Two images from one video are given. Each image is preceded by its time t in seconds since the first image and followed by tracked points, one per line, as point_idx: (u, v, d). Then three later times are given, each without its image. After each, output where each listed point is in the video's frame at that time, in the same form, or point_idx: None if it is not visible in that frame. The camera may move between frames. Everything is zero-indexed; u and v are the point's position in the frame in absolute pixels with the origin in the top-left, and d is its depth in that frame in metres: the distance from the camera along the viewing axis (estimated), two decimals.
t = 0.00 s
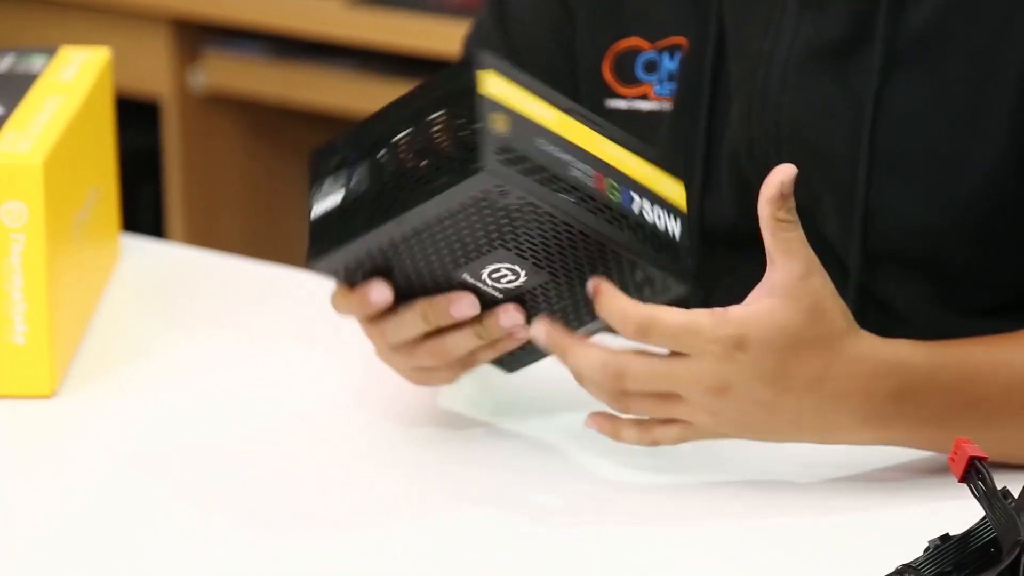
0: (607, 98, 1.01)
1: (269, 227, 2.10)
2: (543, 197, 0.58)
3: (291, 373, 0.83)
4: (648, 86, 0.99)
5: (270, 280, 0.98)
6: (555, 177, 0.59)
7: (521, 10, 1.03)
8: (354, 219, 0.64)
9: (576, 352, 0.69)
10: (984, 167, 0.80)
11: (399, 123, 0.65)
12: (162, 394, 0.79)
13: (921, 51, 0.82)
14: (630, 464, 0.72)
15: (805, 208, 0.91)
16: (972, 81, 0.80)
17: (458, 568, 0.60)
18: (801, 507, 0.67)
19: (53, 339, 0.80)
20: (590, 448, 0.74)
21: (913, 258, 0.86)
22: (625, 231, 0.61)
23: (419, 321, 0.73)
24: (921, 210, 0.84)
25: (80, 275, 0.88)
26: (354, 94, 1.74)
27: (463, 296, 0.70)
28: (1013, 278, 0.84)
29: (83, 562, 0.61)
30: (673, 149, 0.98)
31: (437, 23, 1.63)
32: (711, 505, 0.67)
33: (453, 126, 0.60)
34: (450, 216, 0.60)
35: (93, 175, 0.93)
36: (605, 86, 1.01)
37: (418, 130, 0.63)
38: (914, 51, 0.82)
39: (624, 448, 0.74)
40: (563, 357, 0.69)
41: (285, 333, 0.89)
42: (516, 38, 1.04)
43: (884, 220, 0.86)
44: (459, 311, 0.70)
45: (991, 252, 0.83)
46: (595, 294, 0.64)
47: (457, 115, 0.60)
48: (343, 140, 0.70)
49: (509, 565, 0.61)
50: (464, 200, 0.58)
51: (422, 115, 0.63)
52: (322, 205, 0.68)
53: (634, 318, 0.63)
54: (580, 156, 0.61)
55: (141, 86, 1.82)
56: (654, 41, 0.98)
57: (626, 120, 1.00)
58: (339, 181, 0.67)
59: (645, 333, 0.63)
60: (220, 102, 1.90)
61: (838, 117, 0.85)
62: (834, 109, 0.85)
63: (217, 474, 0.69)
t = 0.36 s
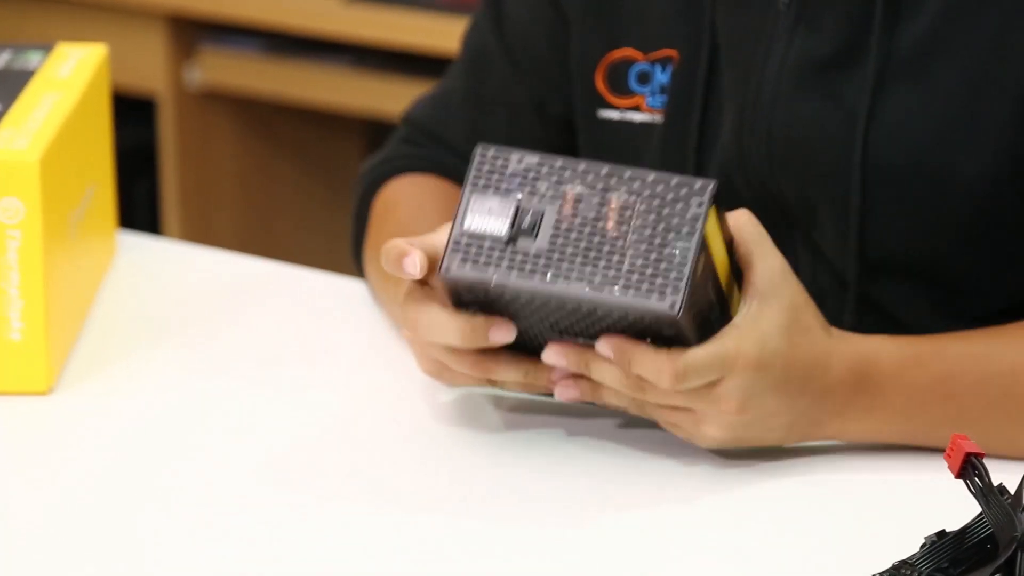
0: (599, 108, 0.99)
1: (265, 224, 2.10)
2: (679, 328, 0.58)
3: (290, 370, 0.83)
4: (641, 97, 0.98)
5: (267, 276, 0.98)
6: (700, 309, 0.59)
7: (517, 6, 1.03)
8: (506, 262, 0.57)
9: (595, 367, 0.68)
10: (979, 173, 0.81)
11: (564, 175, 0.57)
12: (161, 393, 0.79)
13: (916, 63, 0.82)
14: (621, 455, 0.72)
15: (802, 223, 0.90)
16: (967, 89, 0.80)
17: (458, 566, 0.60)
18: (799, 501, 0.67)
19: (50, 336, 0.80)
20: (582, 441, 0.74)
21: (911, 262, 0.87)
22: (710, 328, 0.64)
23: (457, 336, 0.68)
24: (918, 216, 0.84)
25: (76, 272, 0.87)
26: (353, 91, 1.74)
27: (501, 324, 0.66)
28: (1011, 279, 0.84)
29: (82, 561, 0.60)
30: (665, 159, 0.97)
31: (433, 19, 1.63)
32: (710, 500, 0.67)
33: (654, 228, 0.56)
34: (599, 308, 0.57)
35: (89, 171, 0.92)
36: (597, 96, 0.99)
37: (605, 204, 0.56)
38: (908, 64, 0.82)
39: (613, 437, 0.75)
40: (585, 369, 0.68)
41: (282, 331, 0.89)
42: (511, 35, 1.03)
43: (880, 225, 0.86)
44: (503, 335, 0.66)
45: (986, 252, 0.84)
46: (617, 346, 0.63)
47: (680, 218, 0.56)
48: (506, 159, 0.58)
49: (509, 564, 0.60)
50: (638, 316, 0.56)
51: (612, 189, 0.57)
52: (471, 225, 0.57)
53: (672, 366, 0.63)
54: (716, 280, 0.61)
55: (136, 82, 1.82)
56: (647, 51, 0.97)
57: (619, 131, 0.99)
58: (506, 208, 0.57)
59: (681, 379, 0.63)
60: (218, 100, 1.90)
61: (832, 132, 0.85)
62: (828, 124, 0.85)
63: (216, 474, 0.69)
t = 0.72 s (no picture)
0: (597, 112, 0.99)
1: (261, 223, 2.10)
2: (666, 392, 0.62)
3: (287, 370, 0.83)
4: (638, 103, 0.97)
5: (264, 276, 0.98)
6: (684, 363, 0.63)
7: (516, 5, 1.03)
8: (489, 331, 0.62)
9: (597, 403, 0.68)
10: (977, 177, 0.81)
11: (544, 239, 0.61)
12: (158, 392, 0.79)
13: (911, 71, 0.82)
14: (619, 460, 0.72)
15: (799, 233, 0.91)
16: (961, 94, 0.80)
17: (457, 566, 0.60)
18: (796, 501, 0.67)
19: (46, 333, 0.79)
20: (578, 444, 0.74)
21: (909, 271, 0.87)
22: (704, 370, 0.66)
23: (430, 378, 0.69)
24: (915, 223, 0.85)
25: (73, 269, 0.87)
26: (348, 88, 1.74)
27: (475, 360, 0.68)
28: (1010, 283, 0.84)
29: (81, 561, 0.60)
30: (660, 166, 0.97)
31: (428, 15, 1.63)
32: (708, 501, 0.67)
33: (634, 296, 0.60)
34: (587, 369, 0.61)
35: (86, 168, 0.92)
36: (595, 100, 0.99)
37: (584, 270, 0.61)
38: (902, 72, 0.82)
39: (611, 442, 0.75)
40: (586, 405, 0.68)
41: (279, 330, 0.89)
42: (508, 34, 1.03)
43: (875, 233, 0.86)
44: (473, 375, 0.68)
45: (983, 257, 0.84)
46: (619, 396, 0.65)
47: (657, 286, 0.60)
48: (487, 220, 0.62)
49: (508, 563, 0.60)
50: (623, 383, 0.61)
51: (590, 255, 0.60)
52: (453, 294, 0.62)
53: (667, 420, 0.64)
54: (703, 320, 0.63)
55: (131, 78, 1.81)
56: (646, 58, 0.97)
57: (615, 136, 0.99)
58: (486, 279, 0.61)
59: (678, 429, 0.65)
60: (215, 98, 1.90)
61: (827, 141, 0.85)
62: (823, 133, 0.86)
63: (214, 474, 0.69)
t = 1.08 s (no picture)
0: (596, 105, 1.00)
1: (257, 220, 2.09)
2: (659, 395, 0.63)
3: (286, 367, 0.83)
4: (637, 96, 0.97)
5: (260, 274, 0.98)
6: (677, 365, 0.63)
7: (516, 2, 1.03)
8: (483, 333, 0.62)
9: (592, 402, 0.69)
10: (976, 175, 0.81)
11: (537, 242, 0.61)
12: (154, 390, 0.79)
13: (913, 69, 0.82)
14: (617, 460, 0.72)
15: (795, 229, 0.91)
16: (963, 91, 0.81)
17: (455, 566, 0.60)
18: (795, 499, 0.67)
19: (44, 331, 0.79)
20: (577, 443, 0.74)
21: (906, 268, 0.87)
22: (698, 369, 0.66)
23: (396, 374, 0.67)
24: (914, 220, 0.85)
25: (70, 267, 0.87)
26: (344, 85, 1.74)
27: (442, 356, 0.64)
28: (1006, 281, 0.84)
29: (78, 560, 0.60)
30: (659, 164, 0.97)
31: (425, 11, 1.63)
32: (707, 501, 0.67)
33: (626, 301, 0.60)
34: (576, 372, 0.61)
35: (83, 165, 0.92)
36: (595, 94, 0.99)
37: (577, 274, 0.60)
38: (906, 69, 0.82)
39: (610, 441, 0.75)
40: (582, 404, 0.69)
41: (277, 328, 0.88)
42: (507, 32, 1.03)
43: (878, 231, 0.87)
44: (437, 372, 0.64)
45: (982, 256, 0.84)
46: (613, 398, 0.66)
47: (650, 291, 0.60)
48: (481, 223, 0.62)
49: (506, 562, 0.60)
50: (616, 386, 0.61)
51: (583, 260, 0.60)
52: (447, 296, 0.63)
53: (660, 422, 0.65)
54: (696, 322, 0.63)
55: (127, 75, 1.81)
56: (646, 51, 0.97)
57: (616, 129, 0.99)
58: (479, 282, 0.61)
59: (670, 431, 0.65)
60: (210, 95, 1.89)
61: (829, 138, 0.86)
62: (825, 130, 0.86)
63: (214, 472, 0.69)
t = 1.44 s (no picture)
0: (595, 101, 0.99)
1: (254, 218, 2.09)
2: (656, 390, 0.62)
3: (282, 365, 0.82)
4: (636, 91, 0.97)
5: (257, 271, 0.98)
6: (674, 361, 0.63)
7: None
8: (479, 331, 0.62)
9: (588, 400, 0.68)
10: (975, 168, 0.81)
11: (532, 239, 0.61)
12: (148, 388, 0.79)
13: (913, 63, 0.82)
14: (612, 457, 0.72)
15: (794, 224, 0.91)
16: (963, 85, 0.81)
17: (451, 565, 0.60)
18: (791, 495, 0.67)
19: (39, 328, 0.79)
20: (573, 440, 0.74)
21: (904, 264, 0.87)
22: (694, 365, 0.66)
23: (373, 368, 0.68)
24: (913, 214, 0.85)
25: (65, 264, 0.87)
26: (343, 82, 1.73)
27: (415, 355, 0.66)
28: (1004, 276, 0.84)
29: (72, 559, 0.60)
30: (658, 160, 0.97)
31: (423, 8, 1.62)
32: (702, 497, 0.67)
33: (622, 296, 0.60)
34: (572, 368, 0.60)
35: (79, 162, 0.92)
36: (594, 90, 0.99)
37: (572, 270, 0.60)
38: (906, 64, 0.82)
39: (605, 439, 0.74)
40: (577, 402, 0.69)
41: (272, 326, 0.88)
42: (504, 29, 1.03)
43: (876, 225, 0.87)
44: (408, 372, 0.65)
45: (981, 251, 0.84)
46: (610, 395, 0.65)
47: (646, 286, 0.60)
48: (476, 220, 0.62)
49: (501, 560, 0.60)
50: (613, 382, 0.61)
51: (579, 255, 0.60)
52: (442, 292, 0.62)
53: (657, 418, 0.64)
54: (692, 318, 0.63)
55: (124, 72, 1.81)
56: (645, 47, 0.96)
57: (615, 125, 0.99)
58: (474, 279, 0.61)
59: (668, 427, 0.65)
60: (207, 92, 1.89)
61: (828, 134, 0.86)
62: (825, 125, 0.86)
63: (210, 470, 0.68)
